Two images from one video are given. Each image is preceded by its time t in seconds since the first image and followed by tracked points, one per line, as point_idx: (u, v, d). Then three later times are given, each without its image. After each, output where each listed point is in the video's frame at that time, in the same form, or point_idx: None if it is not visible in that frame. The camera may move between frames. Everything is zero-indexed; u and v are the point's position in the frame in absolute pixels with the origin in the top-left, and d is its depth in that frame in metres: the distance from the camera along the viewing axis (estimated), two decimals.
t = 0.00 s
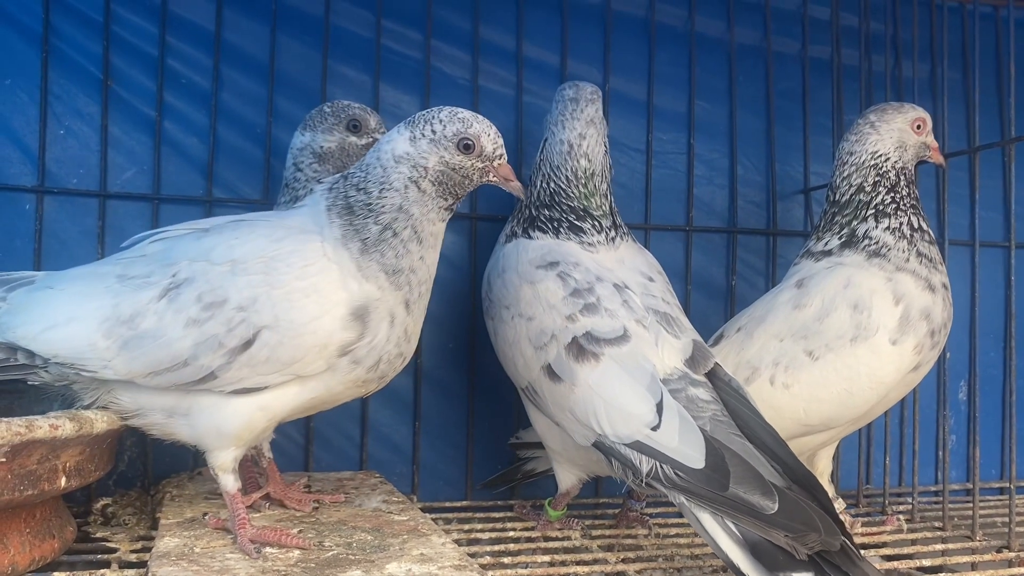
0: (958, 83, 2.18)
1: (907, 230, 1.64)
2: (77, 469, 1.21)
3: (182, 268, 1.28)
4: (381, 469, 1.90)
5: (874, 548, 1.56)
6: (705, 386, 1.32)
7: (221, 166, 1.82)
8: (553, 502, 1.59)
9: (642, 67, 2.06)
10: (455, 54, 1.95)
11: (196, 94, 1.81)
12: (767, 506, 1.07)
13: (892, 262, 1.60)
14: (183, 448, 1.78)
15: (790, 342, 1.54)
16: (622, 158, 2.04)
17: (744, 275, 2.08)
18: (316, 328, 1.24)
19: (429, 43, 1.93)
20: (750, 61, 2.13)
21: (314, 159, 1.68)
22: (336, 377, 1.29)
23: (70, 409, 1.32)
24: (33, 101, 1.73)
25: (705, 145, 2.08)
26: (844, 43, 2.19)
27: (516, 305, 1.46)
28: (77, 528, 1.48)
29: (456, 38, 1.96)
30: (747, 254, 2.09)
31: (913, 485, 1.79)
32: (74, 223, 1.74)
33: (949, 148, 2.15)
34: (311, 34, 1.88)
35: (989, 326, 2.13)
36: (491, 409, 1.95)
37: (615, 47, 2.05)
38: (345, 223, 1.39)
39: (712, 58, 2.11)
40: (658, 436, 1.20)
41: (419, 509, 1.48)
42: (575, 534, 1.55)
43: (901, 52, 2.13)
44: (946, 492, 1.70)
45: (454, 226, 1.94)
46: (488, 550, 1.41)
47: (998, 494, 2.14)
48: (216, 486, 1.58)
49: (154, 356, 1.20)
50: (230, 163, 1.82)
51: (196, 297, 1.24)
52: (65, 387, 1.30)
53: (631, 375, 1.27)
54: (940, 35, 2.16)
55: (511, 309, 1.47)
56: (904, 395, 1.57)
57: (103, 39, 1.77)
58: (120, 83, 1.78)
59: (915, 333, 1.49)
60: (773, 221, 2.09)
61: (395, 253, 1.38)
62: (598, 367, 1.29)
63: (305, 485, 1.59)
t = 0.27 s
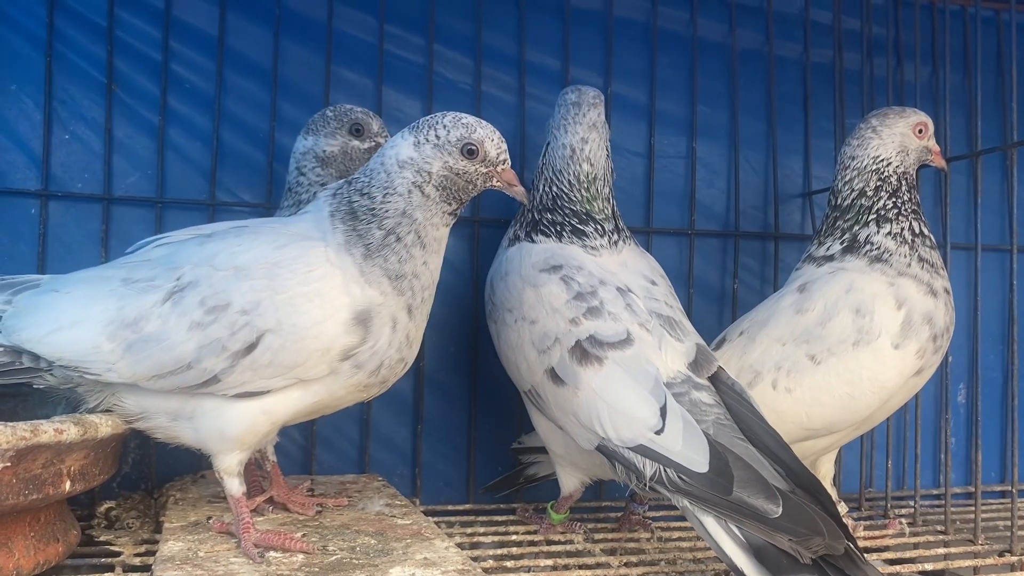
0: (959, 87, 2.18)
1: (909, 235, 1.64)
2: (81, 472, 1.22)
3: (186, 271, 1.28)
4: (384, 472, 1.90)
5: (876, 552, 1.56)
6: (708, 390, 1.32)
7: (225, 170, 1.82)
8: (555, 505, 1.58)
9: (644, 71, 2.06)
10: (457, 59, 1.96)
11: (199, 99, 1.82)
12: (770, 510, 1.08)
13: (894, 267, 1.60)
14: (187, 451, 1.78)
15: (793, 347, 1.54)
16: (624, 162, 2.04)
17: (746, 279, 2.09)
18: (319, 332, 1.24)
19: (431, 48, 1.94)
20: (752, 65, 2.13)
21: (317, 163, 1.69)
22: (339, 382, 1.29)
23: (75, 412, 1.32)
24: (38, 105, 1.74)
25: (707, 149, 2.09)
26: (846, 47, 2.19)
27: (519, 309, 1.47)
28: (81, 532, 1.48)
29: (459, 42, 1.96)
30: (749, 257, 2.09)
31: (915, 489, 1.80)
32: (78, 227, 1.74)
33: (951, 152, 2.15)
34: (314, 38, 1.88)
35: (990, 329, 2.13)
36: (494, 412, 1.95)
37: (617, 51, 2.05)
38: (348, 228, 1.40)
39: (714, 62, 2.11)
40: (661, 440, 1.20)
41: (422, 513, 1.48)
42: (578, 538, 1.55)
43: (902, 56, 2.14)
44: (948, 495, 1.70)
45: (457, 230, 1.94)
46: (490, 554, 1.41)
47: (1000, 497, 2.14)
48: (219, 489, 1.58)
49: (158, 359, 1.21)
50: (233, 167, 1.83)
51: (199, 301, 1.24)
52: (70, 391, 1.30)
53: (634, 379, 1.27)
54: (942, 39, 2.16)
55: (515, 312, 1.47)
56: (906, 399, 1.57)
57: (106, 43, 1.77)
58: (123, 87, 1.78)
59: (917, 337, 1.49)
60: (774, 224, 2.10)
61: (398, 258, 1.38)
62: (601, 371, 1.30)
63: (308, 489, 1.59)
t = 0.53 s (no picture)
0: (961, 87, 2.18)
1: (911, 236, 1.64)
2: (81, 472, 1.21)
3: (188, 268, 1.28)
4: (384, 472, 1.90)
5: (878, 552, 1.56)
6: (711, 390, 1.32)
7: (225, 169, 1.82)
8: (555, 506, 1.58)
9: (645, 71, 2.06)
10: (458, 58, 1.96)
11: (200, 97, 1.82)
12: (777, 509, 1.07)
13: (896, 268, 1.59)
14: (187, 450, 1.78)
15: (795, 347, 1.53)
16: (625, 162, 2.04)
17: (747, 279, 2.08)
18: (319, 331, 1.24)
19: (432, 47, 1.93)
20: (753, 65, 2.13)
21: (317, 163, 1.68)
22: (340, 381, 1.29)
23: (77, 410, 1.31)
24: (38, 105, 1.73)
25: (709, 149, 2.09)
26: (848, 47, 2.19)
27: (520, 308, 1.46)
28: (81, 532, 1.48)
29: (460, 41, 1.96)
30: (750, 257, 2.09)
31: (917, 489, 1.79)
32: (78, 226, 1.74)
33: (953, 152, 2.15)
34: (315, 37, 1.88)
35: (992, 330, 2.13)
36: (494, 412, 1.95)
37: (618, 50, 2.05)
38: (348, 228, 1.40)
39: (715, 61, 2.11)
40: (665, 439, 1.20)
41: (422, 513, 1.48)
42: (578, 538, 1.55)
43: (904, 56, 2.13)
44: (949, 496, 1.70)
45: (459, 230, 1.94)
46: (491, 554, 1.41)
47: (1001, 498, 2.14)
48: (219, 489, 1.58)
49: (159, 354, 1.20)
50: (234, 166, 1.82)
51: (201, 296, 1.24)
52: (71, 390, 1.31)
53: (637, 378, 1.27)
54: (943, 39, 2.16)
55: (516, 312, 1.47)
56: (909, 400, 1.57)
57: (107, 42, 1.77)
58: (124, 86, 1.78)
59: (920, 338, 1.49)
60: (776, 224, 2.09)
61: (400, 258, 1.38)
62: (604, 370, 1.29)
63: (308, 489, 1.59)
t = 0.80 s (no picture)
0: (961, 87, 2.18)
1: (911, 237, 1.64)
2: (81, 471, 1.22)
3: (192, 266, 1.28)
4: (384, 472, 1.90)
5: (877, 553, 1.56)
6: (708, 392, 1.32)
7: (226, 169, 1.82)
8: (554, 506, 1.58)
9: (645, 71, 2.06)
10: (459, 58, 1.96)
11: (200, 97, 1.82)
12: (772, 513, 1.07)
13: (897, 269, 1.60)
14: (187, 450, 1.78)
15: (796, 349, 1.54)
16: (626, 162, 2.04)
17: (747, 279, 2.09)
18: (320, 331, 1.24)
19: (433, 47, 1.94)
20: (753, 65, 2.13)
21: (317, 163, 1.69)
22: (340, 380, 1.29)
23: (79, 410, 1.32)
24: (38, 105, 1.74)
25: (709, 150, 2.09)
26: (847, 48, 2.19)
27: (518, 309, 1.46)
28: (81, 531, 1.48)
29: (460, 41, 1.96)
30: (750, 258, 2.09)
31: (916, 489, 1.79)
32: (78, 226, 1.74)
33: (952, 152, 2.15)
34: (315, 37, 1.88)
35: (992, 330, 2.13)
36: (495, 412, 1.95)
37: (618, 50, 2.05)
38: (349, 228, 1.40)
39: (715, 61, 2.11)
40: (661, 441, 1.20)
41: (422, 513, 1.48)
42: (578, 538, 1.55)
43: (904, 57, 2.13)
44: (949, 496, 1.70)
45: (461, 231, 1.94)
46: (490, 554, 1.41)
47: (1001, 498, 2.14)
48: (220, 488, 1.58)
49: (162, 353, 1.20)
50: (234, 165, 1.82)
51: (205, 294, 1.24)
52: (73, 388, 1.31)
53: (635, 379, 1.27)
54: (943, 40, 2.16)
55: (514, 313, 1.47)
56: (909, 402, 1.57)
57: (107, 42, 1.77)
58: (124, 86, 1.78)
59: (920, 339, 1.49)
60: (776, 225, 2.10)
61: (402, 259, 1.38)
62: (602, 372, 1.29)
63: (308, 488, 1.59)
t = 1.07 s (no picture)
0: (960, 90, 2.18)
1: (910, 240, 1.64)
2: (80, 474, 1.22)
3: (188, 270, 1.28)
4: (383, 474, 1.90)
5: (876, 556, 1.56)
6: (706, 392, 1.32)
7: (225, 171, 1.82)
8: (554, 508, 1.58)
9: (645, 74, 2.06)
10: (458, 60, 1.96)
11: (199, 98, 1.82)
12: (768, 511, 1.07)
13: (896, 273, 1.60)
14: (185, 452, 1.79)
15: (795, 352, 1.54)
16: (625, 164, 2.04)
17: (746, 281, 2.09)
18: (318, 334, 1.24)
19: (432, 49, 1.94)
20: (753, 68, 2.13)
21: (315, 165, 1.69)
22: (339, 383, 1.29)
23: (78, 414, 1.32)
24: (38, 107, 1.74)
25: (708, 152, 2.09)
26: (847, 50, 2.20)
27: (516, 311, 1.47)
28: (79, 533, 1.48)
29: (459, 43, 1.96)
30: (749, 260, 2.09)
31: (914, 492, 1.79)
32: (77, 228, 1.74)
33: (951, 155, 2.15)
34: (314, 39, 1.89)
35: (991, 332, 2.13)
36: (494, 414, 1.95)
37: (617, 53, 2.05)
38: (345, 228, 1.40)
39: (714, 64, 2.11)
40: (660, 441, 1.20)
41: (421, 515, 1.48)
42: (577, 540, 1.55)
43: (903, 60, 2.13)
44: (947, 498, 1.70)
45: (460, 233, 1.94)
46: (489, 556, 1.41)
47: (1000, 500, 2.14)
48: (218, 490, 1.58)
49: (161, 356, 1.20)
50: (233, 167, 1.82)
51: (202, 297, 1.25)
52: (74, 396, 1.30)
53: (632, 379, 1.27)
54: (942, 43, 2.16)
55: (512, 314, 1.47)
56: (908, 405, 1.57)
57: (107, 44, 1.77)
58: (124, 88, 1.78)
59: (919, 342, 1.49)
60: (775, 227, 2.10)
61: (395, 252, 1.38)
62: (600, 373, 1.29)
63: (307, 491, 1.59)
